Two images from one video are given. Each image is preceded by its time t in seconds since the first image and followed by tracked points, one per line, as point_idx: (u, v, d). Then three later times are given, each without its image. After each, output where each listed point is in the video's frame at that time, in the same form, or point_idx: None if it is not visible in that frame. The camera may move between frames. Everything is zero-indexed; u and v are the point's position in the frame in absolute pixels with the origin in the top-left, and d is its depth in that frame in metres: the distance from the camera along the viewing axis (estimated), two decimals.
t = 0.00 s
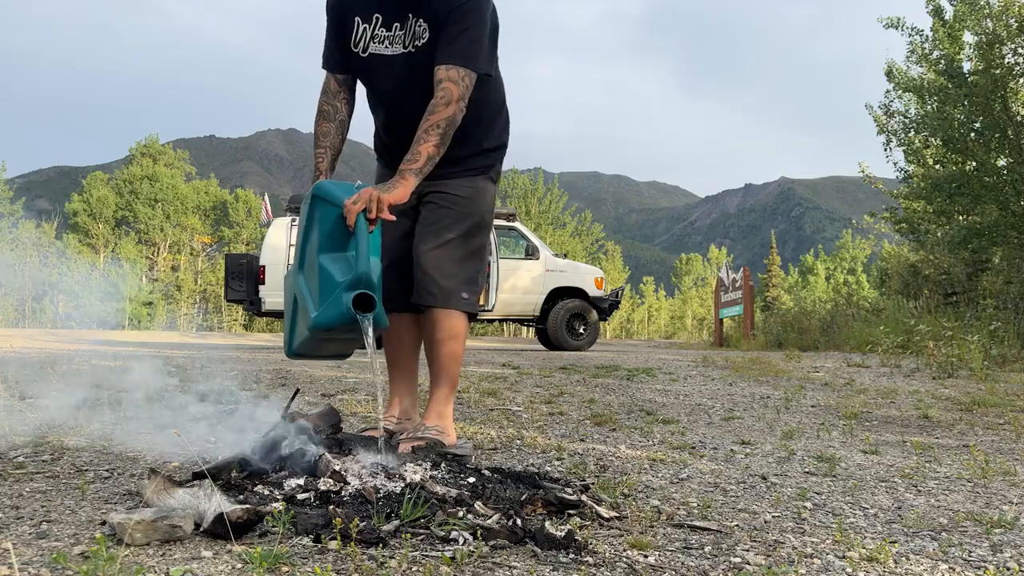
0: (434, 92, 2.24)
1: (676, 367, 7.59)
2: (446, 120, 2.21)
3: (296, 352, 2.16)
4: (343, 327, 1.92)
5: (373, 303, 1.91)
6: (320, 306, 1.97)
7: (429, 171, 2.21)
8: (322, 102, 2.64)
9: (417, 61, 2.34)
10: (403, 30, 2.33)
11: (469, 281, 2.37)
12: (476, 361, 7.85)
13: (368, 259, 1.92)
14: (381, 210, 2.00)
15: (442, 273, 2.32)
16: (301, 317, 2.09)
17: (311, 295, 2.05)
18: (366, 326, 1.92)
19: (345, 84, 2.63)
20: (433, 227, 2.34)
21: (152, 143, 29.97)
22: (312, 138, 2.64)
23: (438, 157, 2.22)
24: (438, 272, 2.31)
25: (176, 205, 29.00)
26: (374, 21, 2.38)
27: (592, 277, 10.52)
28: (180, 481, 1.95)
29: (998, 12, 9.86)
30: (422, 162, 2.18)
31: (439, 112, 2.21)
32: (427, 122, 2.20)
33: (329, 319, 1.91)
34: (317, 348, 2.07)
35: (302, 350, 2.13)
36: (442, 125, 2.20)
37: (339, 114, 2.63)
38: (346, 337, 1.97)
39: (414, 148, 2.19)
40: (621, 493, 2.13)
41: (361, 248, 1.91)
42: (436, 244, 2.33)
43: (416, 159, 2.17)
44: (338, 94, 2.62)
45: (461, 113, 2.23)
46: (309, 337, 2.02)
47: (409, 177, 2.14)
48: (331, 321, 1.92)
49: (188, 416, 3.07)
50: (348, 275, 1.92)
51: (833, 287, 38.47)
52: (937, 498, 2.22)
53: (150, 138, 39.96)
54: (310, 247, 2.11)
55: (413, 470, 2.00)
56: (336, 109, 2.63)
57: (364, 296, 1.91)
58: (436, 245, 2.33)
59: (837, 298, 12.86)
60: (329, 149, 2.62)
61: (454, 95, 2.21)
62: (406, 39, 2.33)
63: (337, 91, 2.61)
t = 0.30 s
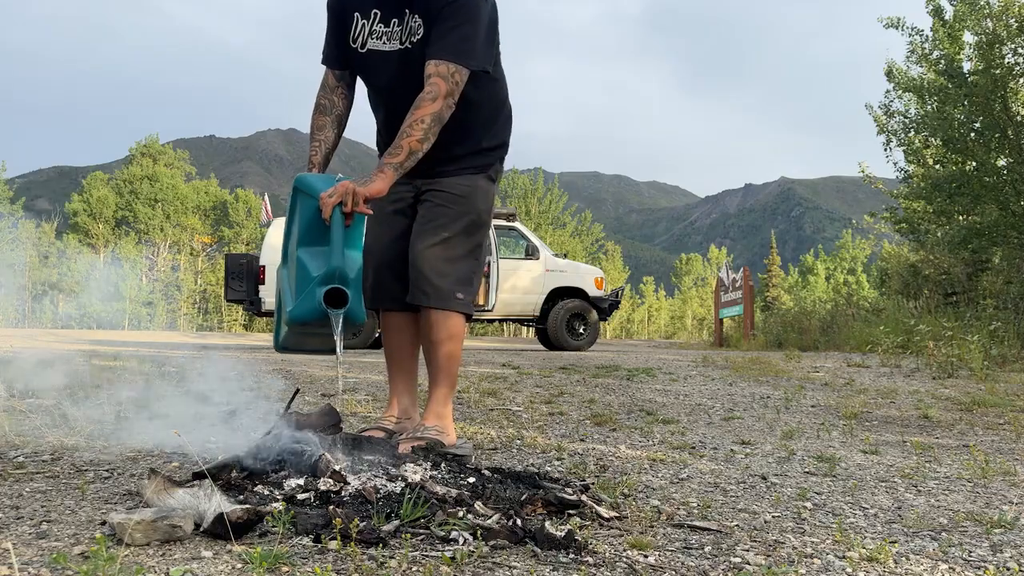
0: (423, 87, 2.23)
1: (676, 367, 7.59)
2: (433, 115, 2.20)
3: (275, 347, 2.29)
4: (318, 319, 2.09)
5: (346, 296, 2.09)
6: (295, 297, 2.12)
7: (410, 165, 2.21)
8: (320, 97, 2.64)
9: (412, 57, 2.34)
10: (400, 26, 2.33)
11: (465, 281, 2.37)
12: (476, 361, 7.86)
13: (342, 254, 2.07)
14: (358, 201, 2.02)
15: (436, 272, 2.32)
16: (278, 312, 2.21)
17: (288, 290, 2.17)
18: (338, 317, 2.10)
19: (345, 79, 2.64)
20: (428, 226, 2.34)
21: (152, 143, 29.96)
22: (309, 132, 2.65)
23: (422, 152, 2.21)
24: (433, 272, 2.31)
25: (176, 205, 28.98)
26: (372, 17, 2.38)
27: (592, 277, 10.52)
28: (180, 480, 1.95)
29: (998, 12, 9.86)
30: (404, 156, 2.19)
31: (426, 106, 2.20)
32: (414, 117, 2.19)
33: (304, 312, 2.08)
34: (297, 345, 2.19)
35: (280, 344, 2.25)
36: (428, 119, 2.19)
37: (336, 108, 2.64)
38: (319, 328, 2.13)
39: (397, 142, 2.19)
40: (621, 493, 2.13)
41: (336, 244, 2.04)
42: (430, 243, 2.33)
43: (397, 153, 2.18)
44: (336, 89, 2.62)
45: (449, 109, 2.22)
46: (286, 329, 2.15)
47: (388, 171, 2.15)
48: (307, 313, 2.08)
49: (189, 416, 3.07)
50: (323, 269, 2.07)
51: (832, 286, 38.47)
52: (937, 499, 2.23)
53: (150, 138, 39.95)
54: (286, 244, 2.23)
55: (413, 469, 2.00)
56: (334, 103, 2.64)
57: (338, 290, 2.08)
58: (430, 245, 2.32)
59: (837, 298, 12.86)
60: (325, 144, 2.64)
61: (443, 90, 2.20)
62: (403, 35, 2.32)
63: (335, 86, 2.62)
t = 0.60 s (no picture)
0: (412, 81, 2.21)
1: (676, 367, 7.59)
2: (419, 108, 2.17)
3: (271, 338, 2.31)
4: (299, 314, 2.09)
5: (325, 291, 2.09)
6: (276, 290, 2.11)
7: (394, 158, 2.20)
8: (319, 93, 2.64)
9: (409, 55, 2.33)
10: (395, 23, 2.32)
11: (466, 280, 2.37)
12: (476, 361, 7.86)
13: (321, 249, 2.06)
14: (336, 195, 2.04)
15: (435, 271, 2.32)
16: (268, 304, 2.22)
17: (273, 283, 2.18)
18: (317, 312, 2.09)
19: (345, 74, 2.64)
20: (427, 225, 2.34)
21: (152, 143, 29.95)
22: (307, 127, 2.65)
23: (407, 145, 2.20)
24: (433, 270, 2.32)
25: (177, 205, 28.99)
26: (369, 14, 2.38)
27: (592, 277, 10.52)
28: (179, 480, 1.95)
29: (998, 12, 9.86)
30: (389, 147, 2.18)
31: (413, 99, 2.18)
32: (401, 112, 2.17)
33: (284, 308, 2.07)
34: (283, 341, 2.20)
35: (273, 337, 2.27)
36: (414, 112, 2.17)
37: (335, 104, 2.64)
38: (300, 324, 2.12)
39: (381, 135, 2.18)
40: (621, 493, 2.13)
41: (316, 239, 2.03)
42: (428, 241, 2.33)
43: (380, 145, 2.17)
44: (335, 85, 2.62)
45: (436, 104, 2.20)
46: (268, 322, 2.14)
47: (369, 163, 2.14)
48: (287, 307, 2.08)
49: (189, 416, 3.07)
50: (302, 264, 2.05)
51: (832, 286, 38.47)
52: (937, 498, 2.23)
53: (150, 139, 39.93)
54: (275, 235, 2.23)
55: (413, 469, 2.00)
56: (333, 99, 2.64)
57: (317, 285, 2.07)
58: (429, 243, 2.33)
59: (837, 298, 12.87)
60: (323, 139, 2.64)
61: (432, 85, 2.18)
62: (398, 32, 2.32)
63: (334, 82, 2.62)
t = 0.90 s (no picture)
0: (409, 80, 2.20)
1: (676, 367, 7.59)
2: (414, 108, 2.17)
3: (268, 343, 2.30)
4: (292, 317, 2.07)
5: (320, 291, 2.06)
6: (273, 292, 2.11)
7: (390, 158, 2.20)
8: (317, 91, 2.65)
9: (407, 54, 2.33)
10: (393, 22, 2.32)
11: (467, 280, 2.36)
12: (476, 361, 7.86)
13: (315, 248, 2.04)
14: (330, 195, 2.05)
15: (436, 270, 2.32)
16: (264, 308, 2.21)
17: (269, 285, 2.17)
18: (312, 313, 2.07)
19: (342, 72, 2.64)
20: (427, 225, 2.34)
21: (152, 143, 29.95)
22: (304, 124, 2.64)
23: (402, 145, 2.20)
24: (434, 271, 2.32)
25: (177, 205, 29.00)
26: (365, 13, 2.37)
27: (592, 277, 10.53)
28: (180, 480, 1.95)
29: (998, 12, 9.86)
30: (383, 146, 2.18)
31: (409, 99, 2.17)
32: (397, 113, 2.17)
33: (277, 310, 2.06)
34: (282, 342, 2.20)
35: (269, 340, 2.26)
36: (408, 112, 2.16)
37: (332, 101, 2.65)
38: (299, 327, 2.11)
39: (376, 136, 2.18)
40: (621, 493, 2.13)
41: (310, 238, 2.02)
42: (429, 241, 2.33)
43: (375, 145, 2.17)
44: (333, 82, 2.63)
45: (431, 104, 2.20)
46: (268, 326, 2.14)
47: (363, 163, 2.14)
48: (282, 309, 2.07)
49: (190, 417, 3.07)
50: (297, 265, 2.05)
51: (832, 286, 38.48)
52: (937, 498, 2.23)
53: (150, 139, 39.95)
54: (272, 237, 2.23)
55: (413, 469, 2.00)
56: (330, 97, 2.65)
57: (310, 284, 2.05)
58: (430, 243, 2.33)
59: (837, 298, 12.87)
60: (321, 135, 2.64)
61: (428, 85, 2.18)
62: (396, 32, 2.32)
63: (331, 80, 2.62)
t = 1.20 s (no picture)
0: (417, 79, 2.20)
1: (676, 367, 7.59)
2: (424, 107, 2.17)
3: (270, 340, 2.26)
4: (302, 315, 2.05)
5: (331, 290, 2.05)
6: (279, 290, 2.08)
7: (400, 156, 2.20)
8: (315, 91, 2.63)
9: (409, 54, 2.34)
10: (394, 22, 2.32)
11: (467, 279, 2.36)
12: (476, 361, 7.86)
13: (327, 247, 2.03)
14: (342, 191, 2.02)
15: (437, 270, 2.32)
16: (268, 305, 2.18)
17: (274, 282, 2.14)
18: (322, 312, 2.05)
19: (339, 73, 2.63)
20: (428, 224, 2.34)
21: (151, 143, 29.94)
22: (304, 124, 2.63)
23: (414, 143, 2.21)
24: (435, 270, 2.32)
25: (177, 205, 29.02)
26: (366, 12, 2.37)
27: (592, 277, 10.53)
28: (179, 480, 1.94)
29: (998, 12, 9.86)
30: (395, 145, 2.18)
31: (418, 98, 2.18)
32: (406, 113, 2.17)
33: (287, 308, 2.03)
34: (283, 339, 2.18)
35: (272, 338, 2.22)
36: (419, 111, 2.16)
37: (331, 101, 2.64)
38: (305, 324, 2.09)
39: (387, 133, 2.17)
40: (621, 493, 2.13)
41: (322, 235, 2.00)
42: (430, 240, 2.33)
43: (387, 143, 2.16)
44: (331, 83, 2.61)
45: (440, 103, 2.21)
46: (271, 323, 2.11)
47: (375, 161, 2.14)
48: (289, 307, 2.04)
49: (191, 416, 3.07)
50: (308, 262, 2.02)
51: (832, 286, 38.48)
52: (937, 498, 2.23)
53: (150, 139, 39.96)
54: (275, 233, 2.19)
55: (413, 469, 2.00)
56: (329, 97, 2.64)
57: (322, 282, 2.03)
58: (431, 242, 2.33)
59: (837, 298, 12.87)
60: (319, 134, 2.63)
61: (438, 84, 2.19)
62: (398, 31, 2.32)
63: (329, 80, 2.61)
